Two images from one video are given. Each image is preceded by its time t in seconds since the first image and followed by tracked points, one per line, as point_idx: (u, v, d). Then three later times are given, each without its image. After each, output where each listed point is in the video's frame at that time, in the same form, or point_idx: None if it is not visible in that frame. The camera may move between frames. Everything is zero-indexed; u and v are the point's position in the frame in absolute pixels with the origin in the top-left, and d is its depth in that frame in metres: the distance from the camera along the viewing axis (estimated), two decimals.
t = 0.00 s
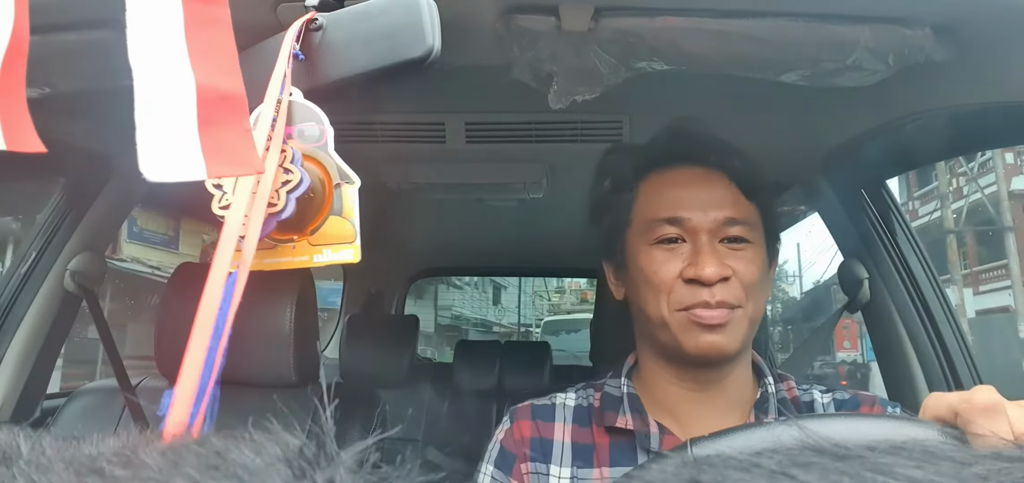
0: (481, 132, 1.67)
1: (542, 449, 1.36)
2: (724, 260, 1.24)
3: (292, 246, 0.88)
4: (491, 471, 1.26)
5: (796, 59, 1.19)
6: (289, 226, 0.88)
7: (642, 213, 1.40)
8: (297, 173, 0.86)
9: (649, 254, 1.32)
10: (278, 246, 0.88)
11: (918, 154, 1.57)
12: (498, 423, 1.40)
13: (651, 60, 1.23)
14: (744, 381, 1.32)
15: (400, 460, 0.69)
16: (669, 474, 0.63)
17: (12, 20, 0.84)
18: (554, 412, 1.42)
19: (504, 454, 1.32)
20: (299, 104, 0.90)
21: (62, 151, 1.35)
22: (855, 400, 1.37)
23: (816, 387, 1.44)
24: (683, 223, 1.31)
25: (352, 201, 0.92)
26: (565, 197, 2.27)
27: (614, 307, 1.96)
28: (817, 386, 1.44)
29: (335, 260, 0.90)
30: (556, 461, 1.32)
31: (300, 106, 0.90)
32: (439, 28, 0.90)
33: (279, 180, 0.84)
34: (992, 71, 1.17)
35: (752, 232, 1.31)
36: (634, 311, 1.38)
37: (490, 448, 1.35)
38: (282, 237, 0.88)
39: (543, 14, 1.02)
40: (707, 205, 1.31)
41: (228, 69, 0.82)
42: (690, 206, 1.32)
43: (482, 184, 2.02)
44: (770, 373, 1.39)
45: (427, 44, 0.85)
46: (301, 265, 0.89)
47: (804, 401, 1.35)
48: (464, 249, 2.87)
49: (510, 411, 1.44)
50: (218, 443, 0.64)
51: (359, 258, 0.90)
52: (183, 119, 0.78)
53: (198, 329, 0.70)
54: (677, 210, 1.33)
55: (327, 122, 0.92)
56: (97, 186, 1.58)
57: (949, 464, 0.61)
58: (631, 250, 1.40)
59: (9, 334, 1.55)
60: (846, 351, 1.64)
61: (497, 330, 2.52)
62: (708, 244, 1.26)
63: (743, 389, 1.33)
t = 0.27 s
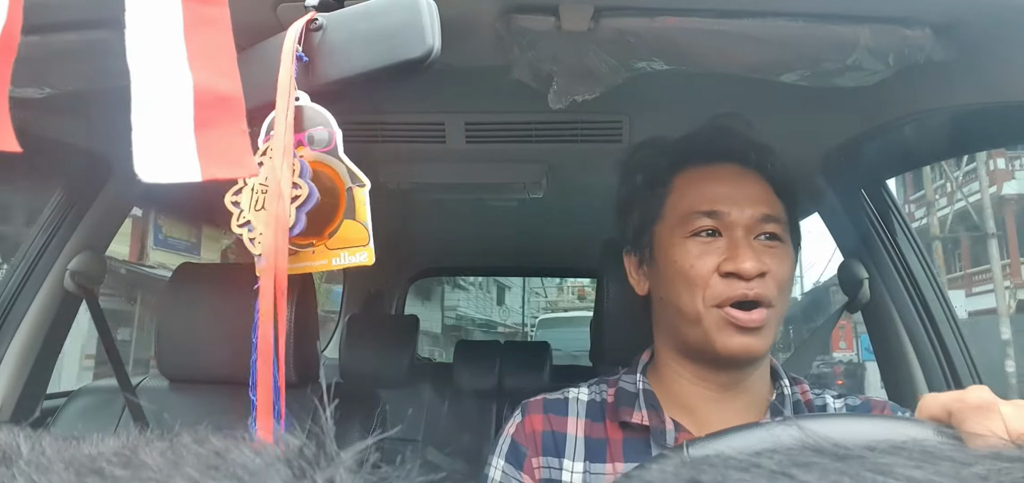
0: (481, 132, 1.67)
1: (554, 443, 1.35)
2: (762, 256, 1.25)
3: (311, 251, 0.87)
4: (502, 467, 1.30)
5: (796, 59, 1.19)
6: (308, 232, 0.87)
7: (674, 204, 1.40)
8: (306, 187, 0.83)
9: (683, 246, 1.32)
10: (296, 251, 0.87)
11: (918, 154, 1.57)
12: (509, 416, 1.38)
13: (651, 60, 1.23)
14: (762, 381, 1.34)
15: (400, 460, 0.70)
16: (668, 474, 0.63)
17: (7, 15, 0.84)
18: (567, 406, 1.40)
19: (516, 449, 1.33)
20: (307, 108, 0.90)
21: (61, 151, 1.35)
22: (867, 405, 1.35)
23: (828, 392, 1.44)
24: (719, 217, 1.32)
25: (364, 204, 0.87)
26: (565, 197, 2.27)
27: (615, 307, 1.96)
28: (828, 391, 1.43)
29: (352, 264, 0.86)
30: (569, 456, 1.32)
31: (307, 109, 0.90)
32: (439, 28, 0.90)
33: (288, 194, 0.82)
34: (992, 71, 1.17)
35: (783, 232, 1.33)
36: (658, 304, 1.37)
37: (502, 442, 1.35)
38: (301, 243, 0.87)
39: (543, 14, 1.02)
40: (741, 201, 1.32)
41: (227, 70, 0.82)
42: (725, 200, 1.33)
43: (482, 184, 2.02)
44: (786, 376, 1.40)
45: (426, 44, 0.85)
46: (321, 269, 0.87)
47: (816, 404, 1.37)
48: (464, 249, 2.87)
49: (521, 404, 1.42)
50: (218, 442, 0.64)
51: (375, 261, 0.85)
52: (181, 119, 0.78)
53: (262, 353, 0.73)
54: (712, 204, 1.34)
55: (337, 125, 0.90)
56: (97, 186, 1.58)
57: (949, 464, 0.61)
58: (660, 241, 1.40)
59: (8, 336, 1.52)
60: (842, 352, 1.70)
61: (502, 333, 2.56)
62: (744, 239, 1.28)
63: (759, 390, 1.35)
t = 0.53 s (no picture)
0: (482, 132, 1.67)
1: (559, 447, 1.35)
2: (764, 254, 1.26)
3: (291, 250, 0.90)
4: (505, 473, 1.29)
5: (796, 59, 1.19)
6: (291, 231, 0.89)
7: (675, 207, 1.41)
8: (297, 184, 0.86)
9: (684, 246, 1.32)
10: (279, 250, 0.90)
11: (918, 154, 1.57)
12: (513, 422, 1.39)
13: (651, 60, 1.23)
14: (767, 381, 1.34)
15: (400, 460, 0.70)
16: (668, 474, 0.63)
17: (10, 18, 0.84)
18: (570, 410, 1.40)
19: (520, 454, 1.32)
20: (303, 107, 0.90)
21: (61, 151, 1.34)
22: (871, 404, 1.34)
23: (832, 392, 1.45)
24: (720, 217, 1.32)
25: (352, 207, 0.90)
26: (565, 197, 2.27)
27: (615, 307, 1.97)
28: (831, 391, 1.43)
29: (333, 265, 0.90)
30: (573, 461, 1.32)
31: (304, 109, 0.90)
32: (439, 28, 0.90)
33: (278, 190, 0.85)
34: (992, 70, 1.17)
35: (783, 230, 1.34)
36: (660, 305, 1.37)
37: (506, 448, 1.35)
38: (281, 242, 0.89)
39: (543, 14, 1.02)
40: (742, 201, 1.33)
41: (229, 68, 0.82)
42: (726, 200, 1.34)
43: (482, 184, 2.02)
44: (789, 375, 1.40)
45: (426, 43, 0.85)
46: (300, 270, 0.90)
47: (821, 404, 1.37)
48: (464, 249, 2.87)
49: (524, 409, 1.42)
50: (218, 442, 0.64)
51: (356, 264, 0.90)
52: (185, 119, 0.78)
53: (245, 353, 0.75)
54: (713, 205, 1.34)
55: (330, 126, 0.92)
56: (98, 186, 1.58)
57: (949, 464, 0.61)
58: (661, 244, 1.40)
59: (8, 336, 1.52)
60: (840, 355, 1.69)
61: (503, 334, 2.55)
62: (745, 237, 1.28)
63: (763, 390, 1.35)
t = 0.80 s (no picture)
0: (482, 132, 1.67)
1: (560, 449, 1.35)
2: (730, 256, 1.24)
3: (289, 249, 0.92)
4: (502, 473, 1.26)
5: (796, 59, 1.19)
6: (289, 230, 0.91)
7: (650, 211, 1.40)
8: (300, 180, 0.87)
9: (655, 252, 1.32)
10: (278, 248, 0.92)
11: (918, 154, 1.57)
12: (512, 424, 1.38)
13: (651, 60, 1.23)
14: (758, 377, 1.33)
15: (400, 460, 0.70)
16: (668, 474, 0.63)
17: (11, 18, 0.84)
18: (570, 412, 1.40)
19: (520, 456, 1.31)
20: (301, 107, 0.90)
21: (61, 151, 1.34)
22: (870, 403, 1.34)
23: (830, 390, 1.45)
24: (689, 221, 1.31)
25: (350, 207, 0.92)
26: (565, 196, 2.27)
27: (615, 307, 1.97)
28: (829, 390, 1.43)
29: (332, 265, 0.93)
30: (573, 463, 1.32)
31: (303, 108, 0.90)
32: (439, 28, 0.89)
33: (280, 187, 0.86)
34: (992, 71, 1.17)
35: (761, 229, 1.31)
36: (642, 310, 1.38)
37: (505, 447, 1.33)
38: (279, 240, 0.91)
39: (543, 14, 1.02)
40: (714, 202, 1.32)
41: (227, 70, 0.82)
42: (698, 202, 1.33)
43: (482, 184, 2.02)
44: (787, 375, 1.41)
45: (426, 44, 0.85)
46: (299, 267, 0.93)
47: (819, 403, 1.36)
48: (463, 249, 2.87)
49: (524, 411, 1.42)
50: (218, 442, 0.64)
51: (355, 264, 0.93)
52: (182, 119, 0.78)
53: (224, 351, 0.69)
54: (684, 208, 1.33)
55: (329, 127, 0.92)
56: (98, 186, 1.58)
57: (949, 464, 0.61)
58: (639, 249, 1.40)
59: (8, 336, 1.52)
60: (837, 356, 1.70)
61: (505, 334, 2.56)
62: (715, 240, 1.27)
63: (755, 387, 1.35)
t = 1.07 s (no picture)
0: (482, 132, 1.67)
1: (556, 442, 1.33)
2: (713, 265, 1.22)
3: (311, 252, 0.87)
4: (497, 445, 1.27)
5: (796, 59, 1.19)
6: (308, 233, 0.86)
7: (647, 210, 1.38)
8: (308, 191, 0.82)
9: (642, 254, 1.31)
10: (297, 252, 0.86)
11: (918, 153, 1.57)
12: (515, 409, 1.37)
13: (651, 60, 1.23)
14: (749, 379, 1.34)
15: (400, 460, 0.70)
16: (668, 474, 0.63)
17: (13, 22, 0.86)
18: (570, 407, 1.40)
19: (518, 439, 1.31)
20: (307, 109, 0.90)
21: (62, 151, 1.35)
22: (864, 404, 1.34)
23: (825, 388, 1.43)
24: (676, 226, 1.28)
25: (364, 207, 0.90)
26: (565, 196, 2.27)
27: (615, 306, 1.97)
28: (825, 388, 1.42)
29: (352, 265, 0.88)
30: (570, 456, 1.30)
31: (305, 109, 0.90)
32: (438, 28, 0.90)
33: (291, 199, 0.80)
34: (992, 71, 1.17)
35: (751, 237, 1.28)
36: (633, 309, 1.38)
37: (505, 424, 1.34)
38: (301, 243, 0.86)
39: (543, 14, 1.02)
40: (703, 207, 1.29)
41: (225, 70, 0.83)
42: (689, 207, 1.30)
43: (482, 184, 2.02)
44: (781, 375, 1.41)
45: (426, 44, 0.86)
46: (320, 270, 0.88)
47: (813, 405, 1.35)
48: (464, 249, 2.87)
49: (525, 402, 1.41)
50: (218, 441, 0.64)
51: (375, 262, 0.89)
52: (179, 120, 0.79)
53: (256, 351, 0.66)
54: (675, 211, 1.31)
55: (336, 127, 0.92)
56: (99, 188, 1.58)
57: (949, 464, 0.61)
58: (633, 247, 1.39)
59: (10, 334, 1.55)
60: (837, 354, 1.60)
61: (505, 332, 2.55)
62: (700, 248, 1.24)
63: (746, 387, 1.35)
